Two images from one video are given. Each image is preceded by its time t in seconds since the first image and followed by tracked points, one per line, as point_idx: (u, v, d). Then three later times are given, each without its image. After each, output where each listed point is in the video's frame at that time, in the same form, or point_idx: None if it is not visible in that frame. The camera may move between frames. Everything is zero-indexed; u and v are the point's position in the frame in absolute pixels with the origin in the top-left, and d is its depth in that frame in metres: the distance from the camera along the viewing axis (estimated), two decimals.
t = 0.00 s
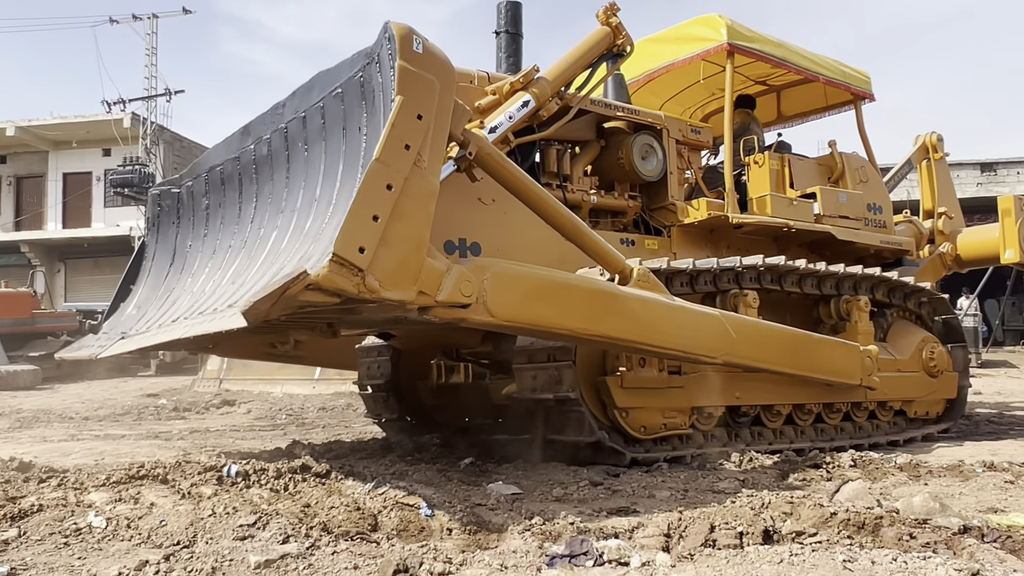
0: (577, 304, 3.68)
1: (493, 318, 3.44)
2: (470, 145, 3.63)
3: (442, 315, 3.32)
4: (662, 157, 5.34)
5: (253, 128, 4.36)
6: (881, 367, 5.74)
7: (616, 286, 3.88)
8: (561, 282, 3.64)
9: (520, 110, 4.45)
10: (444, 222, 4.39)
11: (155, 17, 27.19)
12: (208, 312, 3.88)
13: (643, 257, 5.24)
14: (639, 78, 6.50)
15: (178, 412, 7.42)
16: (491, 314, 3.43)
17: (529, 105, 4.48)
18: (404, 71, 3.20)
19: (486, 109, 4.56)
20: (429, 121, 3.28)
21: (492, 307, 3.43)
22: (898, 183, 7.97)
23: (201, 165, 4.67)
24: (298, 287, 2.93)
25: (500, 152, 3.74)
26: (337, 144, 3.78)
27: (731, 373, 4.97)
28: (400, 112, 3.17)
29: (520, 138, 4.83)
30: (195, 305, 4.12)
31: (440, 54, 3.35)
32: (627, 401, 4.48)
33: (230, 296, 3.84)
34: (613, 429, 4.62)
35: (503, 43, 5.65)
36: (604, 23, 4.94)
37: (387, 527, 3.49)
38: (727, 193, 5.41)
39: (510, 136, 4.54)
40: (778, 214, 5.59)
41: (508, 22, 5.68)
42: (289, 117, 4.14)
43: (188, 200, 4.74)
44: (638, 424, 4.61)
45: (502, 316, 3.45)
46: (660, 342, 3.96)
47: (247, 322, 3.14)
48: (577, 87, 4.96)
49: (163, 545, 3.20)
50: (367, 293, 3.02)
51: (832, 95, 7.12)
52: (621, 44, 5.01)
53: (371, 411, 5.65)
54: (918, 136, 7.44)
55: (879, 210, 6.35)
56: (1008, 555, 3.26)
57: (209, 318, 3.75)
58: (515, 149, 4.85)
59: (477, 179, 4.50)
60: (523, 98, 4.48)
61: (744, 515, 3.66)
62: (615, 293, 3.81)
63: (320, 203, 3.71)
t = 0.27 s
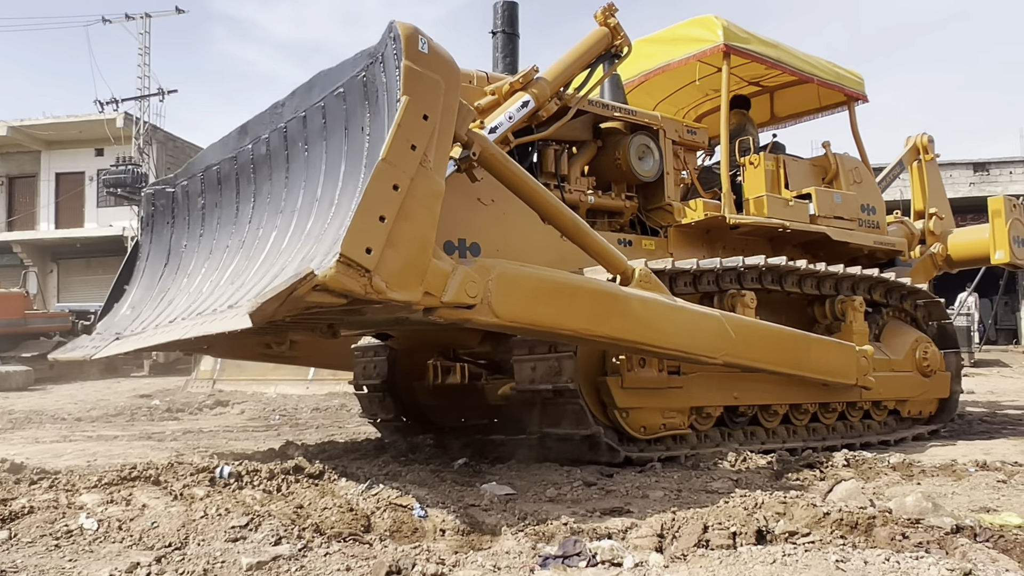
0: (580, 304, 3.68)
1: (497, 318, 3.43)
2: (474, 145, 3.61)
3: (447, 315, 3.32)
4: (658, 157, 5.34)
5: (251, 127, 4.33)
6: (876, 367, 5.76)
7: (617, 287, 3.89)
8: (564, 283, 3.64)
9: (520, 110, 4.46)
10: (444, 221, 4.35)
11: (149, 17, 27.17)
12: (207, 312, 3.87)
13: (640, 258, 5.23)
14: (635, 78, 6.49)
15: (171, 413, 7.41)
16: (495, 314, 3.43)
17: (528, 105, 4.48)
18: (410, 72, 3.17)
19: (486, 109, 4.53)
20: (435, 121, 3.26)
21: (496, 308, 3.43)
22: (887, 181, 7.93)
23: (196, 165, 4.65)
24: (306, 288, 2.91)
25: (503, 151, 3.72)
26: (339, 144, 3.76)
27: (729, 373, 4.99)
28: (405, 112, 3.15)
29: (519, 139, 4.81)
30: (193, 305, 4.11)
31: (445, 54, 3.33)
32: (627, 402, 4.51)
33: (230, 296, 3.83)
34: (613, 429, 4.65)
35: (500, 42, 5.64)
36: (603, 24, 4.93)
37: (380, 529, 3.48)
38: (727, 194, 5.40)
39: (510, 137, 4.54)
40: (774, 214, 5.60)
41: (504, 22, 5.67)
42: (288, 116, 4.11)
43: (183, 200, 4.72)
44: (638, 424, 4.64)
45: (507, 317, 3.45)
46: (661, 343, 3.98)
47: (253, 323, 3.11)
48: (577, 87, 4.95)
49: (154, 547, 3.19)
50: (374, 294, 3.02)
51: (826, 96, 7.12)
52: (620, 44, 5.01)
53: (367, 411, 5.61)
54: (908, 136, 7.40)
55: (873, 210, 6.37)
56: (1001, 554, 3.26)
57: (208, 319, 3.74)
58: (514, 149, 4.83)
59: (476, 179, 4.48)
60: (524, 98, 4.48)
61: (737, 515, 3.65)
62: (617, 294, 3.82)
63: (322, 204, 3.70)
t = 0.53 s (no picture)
0: (584, 303, 3.69)
1: (502, 318, 3.44)
2: (478, 144, 3.61)
3: (452, 315, 3.32)
4: (657, 157, 5.34)
5: (250, 126, 4.32)
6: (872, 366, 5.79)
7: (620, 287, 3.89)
8: (568, 282, 3.65)
9: (521, 110, 4.42)
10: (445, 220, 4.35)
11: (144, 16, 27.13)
12: (207, 312, 3.87)
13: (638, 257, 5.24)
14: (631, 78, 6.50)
15: (167, 413, 7.41)
16: (500, 314, 3.43)
17: (530, 105, 4.45)
18: (415, 71, 3.19)
19: (486, 108, 4.49)
20: (441, 121, 3.27)
21: (501, 307, 3.43)
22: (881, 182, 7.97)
23: (194, 164, 4.64)
24: (314, 287, 2.91)
25: (507, 151, 3.73)
26: (342, 143, 3.75)
27: (728, 373, 5.01)
28: (412, 112, 3.16)
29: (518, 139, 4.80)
30: (193, 305, 4.11)
31: (450, 54, 3.34)
32: (627, 401, 4.53)
33: (230, 295, 3.83)
34: (613, 428, 4.68)
35: (498, 42, 5.64)
36: (603, 24, 4.90)
37: (376, 529, 3.48)
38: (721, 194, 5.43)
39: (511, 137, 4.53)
40: (773, 213, 5.60)
41: (502, 21, 5.67)
42: (289, 115, 4.10)
43: (180, 199, 4.72)
44: (639, 423, 4.66)
45: (512, 317, 3.45)
46: (664, 342, 3.99)
47: (257, 323, 3.09)
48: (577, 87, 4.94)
49: (150, 548, 3.19)
50: (382, 294, 3.02)
51: (821, 96, 7.14)
52: (620, 44, 4.96)
53: (364, 409, 5.62)
54: (901, 137, 7.45)
55: (868, 210, 6.39)
56: (996, 552, 3.27)
57: (209, 318, 3.74)
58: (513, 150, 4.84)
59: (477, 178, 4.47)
60: (524, 98, 4.45)
61: (733, 514, 3.66)
62: (620, 294, 3.83)
63: (324, 203, 3.69)
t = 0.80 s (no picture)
0: (590, 303, 3.69)
1: (510, 318, 3.44)
2: (484, 144, 3.61)
3: (460, 315, 3.31)
4: (655, 157, 5.35)
5: (251, 126, 4.30)
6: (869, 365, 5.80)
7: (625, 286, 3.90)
8: (575, 282, 3.65)
9: (523, 110, 4.46)
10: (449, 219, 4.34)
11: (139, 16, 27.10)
12: (210, 313, 3.86)
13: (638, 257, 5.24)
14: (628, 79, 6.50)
15: (163, 413, 7.40)
16: (507, 314, 3.43)
17: (531, 105, 4.48)
18: (424, 72, 3.17)
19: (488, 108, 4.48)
20: (450, 120, 3.25)
21: (508, 307, 3.43)
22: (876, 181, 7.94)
23: (194, 164, 4.62)
24: (324, 288, 2.91)
25: (513, 151, 3.73)
26: (347, 144, 3.73)
27: (729, 373, 5.03)
28: (420, 112, 3.14)
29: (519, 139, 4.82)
30: (194, 306, 4.10)
31: (458, 54, 3.32)
32: (630, 401, 4.54)
33: (233, 296, 3.83)
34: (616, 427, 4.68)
35: (497, 42, 5.64)
36: (602, 24, 4.91)
37: (373, 529, 3.48)
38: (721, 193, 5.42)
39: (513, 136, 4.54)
40: (771, 213, 5.61)
41: (501, 21, 5.66)
42: (292, 115, 4.09)
43: (178, 199, 4.69)
44: (641, 423, 4.67)
45: (519, 316, 3.45)
46: (669, 342, 4.00)
47: (265, 323, 3.08)
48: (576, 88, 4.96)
49: (146, 548, 3.18)
50: (392, 294, 3.02)
51: (817, 97, 7.15)
52: (619, 44, 4.97)
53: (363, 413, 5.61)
54: (895, 137, 7.43)
55: (865, 210, 6.40)
56: (992, 551, 3.28)
57: (212, 319, 3.73)
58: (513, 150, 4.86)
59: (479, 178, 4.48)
60: (526, 98, 4.48)
61: (730, 513, 3.66)
62: (626, 293, 3.83)
63: (328, 204, 3.69)
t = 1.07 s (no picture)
0: (601, 305, 3.69)
1: (522, 321, 3.43)
2: (496, 148, 3.63)
3: (474, 319, 3.31)
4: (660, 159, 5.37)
5: (261, 131, 4.32)
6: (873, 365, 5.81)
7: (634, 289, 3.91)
8: (586, 285, 3.66)
9: (531, 114, 4.45)
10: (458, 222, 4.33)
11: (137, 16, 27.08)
12: (223, 316, 3.88)
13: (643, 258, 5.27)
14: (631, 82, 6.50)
15: (160, 414, 7.40)
16: (520, 317, 3.43)
17: (539, 109, 4.46)
18: (437, 78, 3.20)
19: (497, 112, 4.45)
20: (464, 126, 3.28)
21: (522, 310, 3.43)
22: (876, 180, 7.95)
23: (204, 167, 4.63)
24: (343, 292, 2.92)
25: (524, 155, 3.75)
26: (360, 150, 3.73)
27: (735, 373, 5.05)
28: (435, 118, 3.17)
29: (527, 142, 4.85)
30: (206, 309, 4.12)
31: (471, 60, 3.35)
32: (639, 402, 4.55)
33: (246, 299, 3.84)
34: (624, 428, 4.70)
35: (503, 45, 5.64)
36: (608, 29, 4.81)
37: (370, 529, 3.47)
38: (727, 196, 5.42)
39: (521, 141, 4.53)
40: (775, 215, 5.60)
41: (507, 25, 5.66)
42: (303, 120, 4.09)
43: (188, 203, 4.72)
44: (650, 423, 4.69)
45: (532, 319, 3.45)
46: (678, 344, 4.00)
47: (282, 328, 3.08)
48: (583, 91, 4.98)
49: (143, 549, 3.18)
50: (408, 299, 3.02)
51: (819, 99, 7.16)
52: (624, 48, 4.92)
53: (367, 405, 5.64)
54: (895, 138, 7.44)
55: (867, 211, 6.39)
56: (988, 551, 3.28)
57: (226, 322, 3.75)
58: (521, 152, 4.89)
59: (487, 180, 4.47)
60: (534, 102, 4.47)
61: (727, 514, 3.66)
62: (636, 296, 3.84)
63: (341, 208, 3.70)
